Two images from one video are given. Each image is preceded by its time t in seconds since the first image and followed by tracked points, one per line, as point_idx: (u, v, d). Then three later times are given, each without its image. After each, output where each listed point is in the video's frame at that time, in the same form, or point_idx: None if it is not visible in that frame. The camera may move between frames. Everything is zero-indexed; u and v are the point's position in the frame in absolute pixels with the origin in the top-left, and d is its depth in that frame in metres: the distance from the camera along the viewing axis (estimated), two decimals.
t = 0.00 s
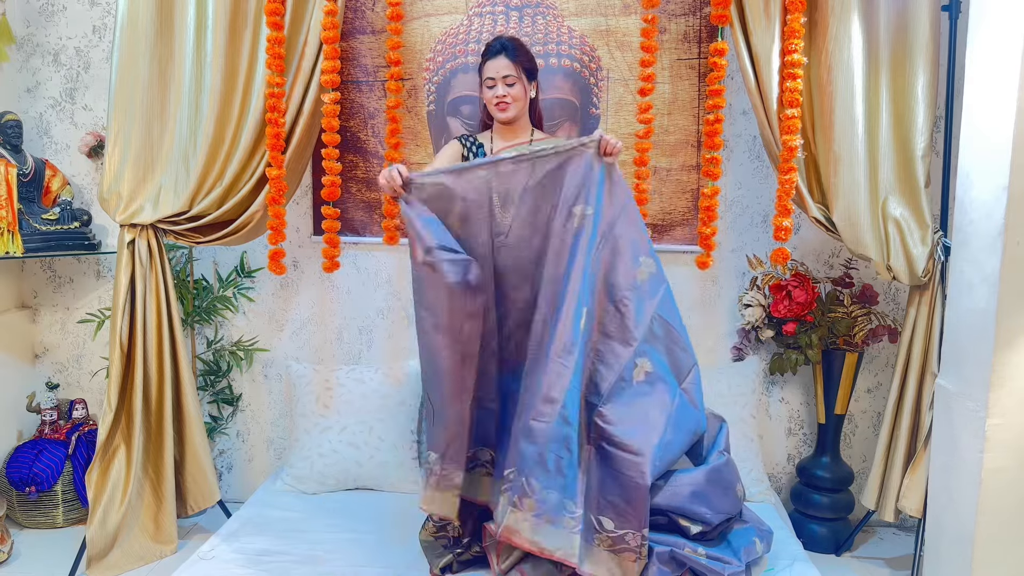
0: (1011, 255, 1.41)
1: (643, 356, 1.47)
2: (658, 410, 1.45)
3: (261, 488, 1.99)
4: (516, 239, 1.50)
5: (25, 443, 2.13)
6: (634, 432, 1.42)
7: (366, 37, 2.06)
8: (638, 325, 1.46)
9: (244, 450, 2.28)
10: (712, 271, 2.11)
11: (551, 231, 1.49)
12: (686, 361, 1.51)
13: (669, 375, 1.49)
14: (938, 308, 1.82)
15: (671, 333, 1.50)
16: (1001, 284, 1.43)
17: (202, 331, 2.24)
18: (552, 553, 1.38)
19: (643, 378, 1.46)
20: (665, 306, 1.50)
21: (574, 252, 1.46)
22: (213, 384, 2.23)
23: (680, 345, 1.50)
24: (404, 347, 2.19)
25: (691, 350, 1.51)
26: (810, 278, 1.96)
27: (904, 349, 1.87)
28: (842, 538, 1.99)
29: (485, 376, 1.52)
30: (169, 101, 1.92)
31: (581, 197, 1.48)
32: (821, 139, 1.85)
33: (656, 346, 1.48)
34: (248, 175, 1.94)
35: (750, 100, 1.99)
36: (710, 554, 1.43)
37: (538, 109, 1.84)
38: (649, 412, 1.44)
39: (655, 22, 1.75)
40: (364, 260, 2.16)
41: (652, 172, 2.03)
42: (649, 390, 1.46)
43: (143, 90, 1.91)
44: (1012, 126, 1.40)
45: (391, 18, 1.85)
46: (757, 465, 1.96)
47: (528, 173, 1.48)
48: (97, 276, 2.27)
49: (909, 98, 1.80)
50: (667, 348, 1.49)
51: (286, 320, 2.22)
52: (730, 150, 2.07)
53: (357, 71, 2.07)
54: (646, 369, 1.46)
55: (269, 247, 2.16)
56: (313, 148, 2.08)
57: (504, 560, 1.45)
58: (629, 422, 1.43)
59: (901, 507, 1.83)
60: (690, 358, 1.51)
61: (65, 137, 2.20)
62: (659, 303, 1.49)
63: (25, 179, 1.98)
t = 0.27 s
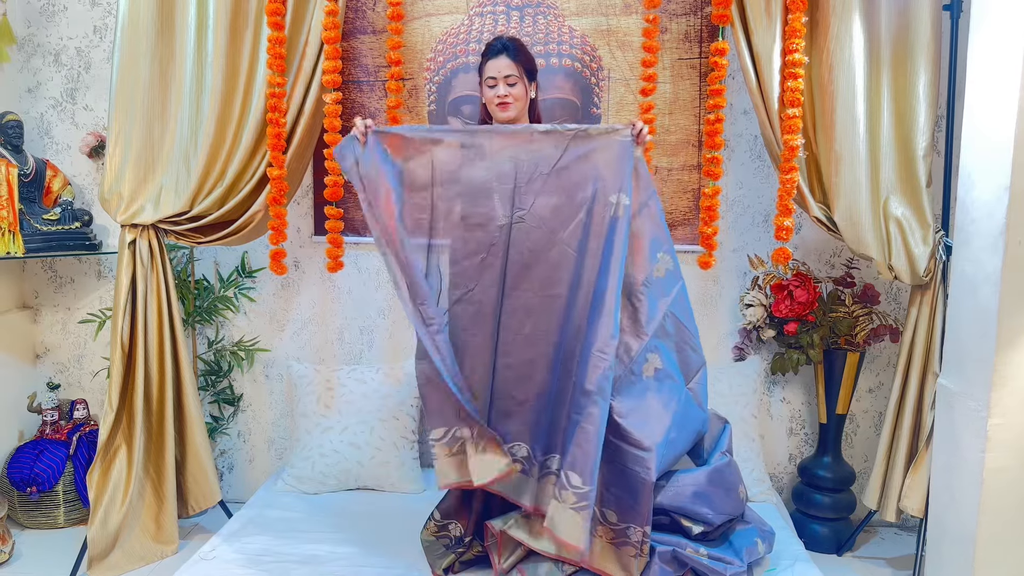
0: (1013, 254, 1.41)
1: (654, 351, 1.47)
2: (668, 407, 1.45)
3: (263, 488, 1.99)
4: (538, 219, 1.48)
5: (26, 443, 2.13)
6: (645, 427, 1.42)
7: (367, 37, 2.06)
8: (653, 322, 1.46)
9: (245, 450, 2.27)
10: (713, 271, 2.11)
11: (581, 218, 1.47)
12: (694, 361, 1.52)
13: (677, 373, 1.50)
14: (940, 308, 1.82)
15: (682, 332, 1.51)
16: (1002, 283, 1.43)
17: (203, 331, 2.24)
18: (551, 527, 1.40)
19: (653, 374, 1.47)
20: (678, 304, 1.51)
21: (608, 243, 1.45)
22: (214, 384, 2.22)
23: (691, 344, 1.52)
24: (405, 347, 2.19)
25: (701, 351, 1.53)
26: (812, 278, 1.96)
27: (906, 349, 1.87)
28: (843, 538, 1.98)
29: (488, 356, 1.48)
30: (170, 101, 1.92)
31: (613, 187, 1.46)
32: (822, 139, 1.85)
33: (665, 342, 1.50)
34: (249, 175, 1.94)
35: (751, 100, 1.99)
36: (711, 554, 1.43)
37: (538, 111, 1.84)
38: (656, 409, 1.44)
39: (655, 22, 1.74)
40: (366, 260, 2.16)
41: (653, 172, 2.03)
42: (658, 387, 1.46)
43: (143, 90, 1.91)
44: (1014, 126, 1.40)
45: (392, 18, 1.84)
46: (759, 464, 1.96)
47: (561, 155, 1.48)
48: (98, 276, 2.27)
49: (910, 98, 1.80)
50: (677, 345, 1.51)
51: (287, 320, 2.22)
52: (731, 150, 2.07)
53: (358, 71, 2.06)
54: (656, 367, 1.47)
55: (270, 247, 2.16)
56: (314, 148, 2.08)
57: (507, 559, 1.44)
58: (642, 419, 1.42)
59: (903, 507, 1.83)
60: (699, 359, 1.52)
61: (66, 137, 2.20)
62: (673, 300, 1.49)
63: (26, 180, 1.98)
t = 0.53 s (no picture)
0: (1014, 254, 1.41)
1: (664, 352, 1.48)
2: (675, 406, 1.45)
3: (264, 488, 1.99)
4: (558, 210, 1.43)
5: (28, 444, 2.14)
6: (655, 428, 1.42)
7: (368, 37, 2.06)
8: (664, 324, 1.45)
9: (247, 450, 2.28)
10: (714, 270, 2.11)
11: (602, 213, 1.43)
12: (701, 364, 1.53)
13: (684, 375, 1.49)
14: (941, 308, 1.82)
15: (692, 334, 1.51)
16: (1004, 283, 1.43)
17: (204, 331, 2.25)
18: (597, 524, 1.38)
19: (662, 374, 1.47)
20: (689, 305, 1.51)
21: (629, 242, 1.42)
22: (216, 384, 2.22)
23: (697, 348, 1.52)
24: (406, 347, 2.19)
25: (708, 354, 1.53)
26: (813, 278, 1.96)
27: (907, 348, 1.87)
28: (844, 538, 1.98)
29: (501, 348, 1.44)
30: (171, 101, 1.92)
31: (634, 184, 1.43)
32: (823, 138, 1.85)
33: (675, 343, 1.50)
34: (250, 175, 1.94)
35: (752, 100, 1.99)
36: (712, 554, 1.43)
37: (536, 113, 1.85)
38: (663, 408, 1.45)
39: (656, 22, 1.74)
40: (367, 260, 2.16)
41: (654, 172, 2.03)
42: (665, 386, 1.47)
43: (145, 90, 1.91)
44: (1015, 126, 1.39)
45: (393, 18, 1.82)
46: (760, 464, 1.96)
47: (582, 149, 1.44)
48: (99, 276, 2.27)
49: (912, 97, 1.80)
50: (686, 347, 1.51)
51: (288, 320, 2.22)
52: (732, 149, 2.07)
53: (359, 71, 2.06)
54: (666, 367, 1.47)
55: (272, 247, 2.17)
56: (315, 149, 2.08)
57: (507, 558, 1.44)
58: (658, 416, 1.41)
59: (904, 507, 1.83)
60: (706, 362, 1.52)
61: (67, 137, 2.20)
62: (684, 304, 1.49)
63: (27, 180, 1.98)
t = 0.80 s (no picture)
0: (1017, 254, 1.41)
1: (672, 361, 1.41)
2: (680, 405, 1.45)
3: (265, 488, 1.99)
4: (566, 218, 1.35)
5: (29, 444, 2.14)
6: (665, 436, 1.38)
7: (369, 37, 2.06)
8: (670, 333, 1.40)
9: (248, 450, 2.28)
10: (716, 270, 2.11)
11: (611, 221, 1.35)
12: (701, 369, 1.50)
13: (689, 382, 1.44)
14: (943, 307, 1.82)
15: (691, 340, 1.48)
16: (1006, 283, 1.42)
17: (205, 331, 2.25)
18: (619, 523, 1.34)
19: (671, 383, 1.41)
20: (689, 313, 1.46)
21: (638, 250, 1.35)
22: (217, 384, 2.22)
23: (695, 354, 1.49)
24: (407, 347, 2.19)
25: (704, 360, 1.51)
26: (815, 278, 1.96)
27: (909, 348, 1.87)
28: (846, 537, 1.98)
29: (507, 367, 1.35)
30: (172, 101, 1.92)
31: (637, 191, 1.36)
32: (825, 138, 1.84)
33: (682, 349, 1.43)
34: (251, 175, 1.94)
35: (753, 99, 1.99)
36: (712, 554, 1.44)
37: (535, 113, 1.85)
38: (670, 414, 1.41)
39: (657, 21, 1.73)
40: (368, 260, 2.16)
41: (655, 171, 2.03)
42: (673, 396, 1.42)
43: (146, 90, 1.91)
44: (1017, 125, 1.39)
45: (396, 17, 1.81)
46: (762, 464, 1.96)
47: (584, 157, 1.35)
48: (100, 276, 2.27)
49: (913, 97, 1.80)
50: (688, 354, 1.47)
51: (290, 320, 2.22)
52: (734, 149, 2.07)
53: (360, 71, 2.06)
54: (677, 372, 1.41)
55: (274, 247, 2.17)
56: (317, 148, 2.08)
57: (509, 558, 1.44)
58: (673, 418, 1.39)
59: (907, 506, 1.83)
60: (703, 368, 1.50)
61: (68, 137, 2.21)
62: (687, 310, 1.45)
63: (28, 180, 1.98)
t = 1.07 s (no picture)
0: (1019, 253, 1.41)
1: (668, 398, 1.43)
2: (683, 441, 1.44)
3: (267, 488, 1.99)
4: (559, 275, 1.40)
5: (31, 444, 2.14)
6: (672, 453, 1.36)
7: (370, 37, 2.06)
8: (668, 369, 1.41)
9: (250, 450, 2.28)
10: (718, 270, 2.11)
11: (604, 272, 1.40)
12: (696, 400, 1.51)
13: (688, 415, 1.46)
14: (945, 307, 1.81)
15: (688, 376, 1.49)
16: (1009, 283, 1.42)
17: (207, 331, 2.24)
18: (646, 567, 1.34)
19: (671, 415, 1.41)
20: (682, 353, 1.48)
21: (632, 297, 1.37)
22: (218, 384, 2.22)
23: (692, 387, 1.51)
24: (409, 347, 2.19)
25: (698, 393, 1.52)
26: (817, 278, 1.95)
27: (911, 348, 1.87)
28: (848, 538, 1.98)
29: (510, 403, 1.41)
30: (174, 101, 1.92)
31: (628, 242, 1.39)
32: (827, 137, 1.84)
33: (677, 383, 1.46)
34: (253, 175, 1.94)
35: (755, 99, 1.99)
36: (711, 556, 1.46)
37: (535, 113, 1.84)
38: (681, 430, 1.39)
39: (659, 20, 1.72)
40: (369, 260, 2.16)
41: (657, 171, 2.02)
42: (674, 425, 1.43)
43: (147, 90, 1.91)
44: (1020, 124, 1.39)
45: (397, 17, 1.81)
46: (764, 464, 1.96)
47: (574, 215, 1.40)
48: (102, 276, 2.27)
49: (915, 96, 1.79)
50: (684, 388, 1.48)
51: (291, 320, 2.22)
52: (735, 149, 2.07)
53: (361, 71, 2.06)
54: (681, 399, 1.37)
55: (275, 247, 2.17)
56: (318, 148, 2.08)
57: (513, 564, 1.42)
58: (671, 447, 1.36)
59: (908, 506, 1.83)
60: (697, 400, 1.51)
61: (70, 137, 2.20)
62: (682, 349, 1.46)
63: (29, 180, 1.98)
